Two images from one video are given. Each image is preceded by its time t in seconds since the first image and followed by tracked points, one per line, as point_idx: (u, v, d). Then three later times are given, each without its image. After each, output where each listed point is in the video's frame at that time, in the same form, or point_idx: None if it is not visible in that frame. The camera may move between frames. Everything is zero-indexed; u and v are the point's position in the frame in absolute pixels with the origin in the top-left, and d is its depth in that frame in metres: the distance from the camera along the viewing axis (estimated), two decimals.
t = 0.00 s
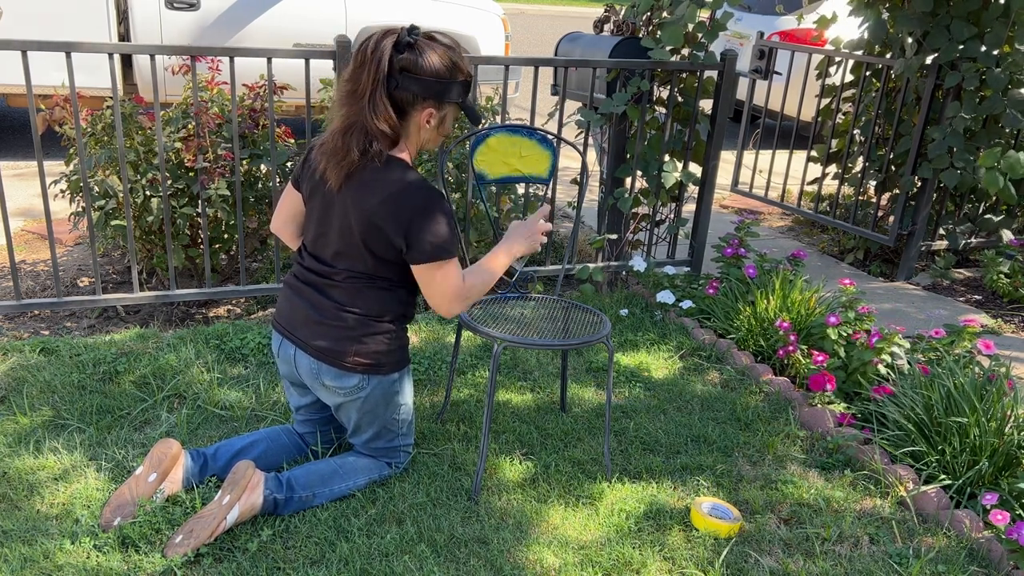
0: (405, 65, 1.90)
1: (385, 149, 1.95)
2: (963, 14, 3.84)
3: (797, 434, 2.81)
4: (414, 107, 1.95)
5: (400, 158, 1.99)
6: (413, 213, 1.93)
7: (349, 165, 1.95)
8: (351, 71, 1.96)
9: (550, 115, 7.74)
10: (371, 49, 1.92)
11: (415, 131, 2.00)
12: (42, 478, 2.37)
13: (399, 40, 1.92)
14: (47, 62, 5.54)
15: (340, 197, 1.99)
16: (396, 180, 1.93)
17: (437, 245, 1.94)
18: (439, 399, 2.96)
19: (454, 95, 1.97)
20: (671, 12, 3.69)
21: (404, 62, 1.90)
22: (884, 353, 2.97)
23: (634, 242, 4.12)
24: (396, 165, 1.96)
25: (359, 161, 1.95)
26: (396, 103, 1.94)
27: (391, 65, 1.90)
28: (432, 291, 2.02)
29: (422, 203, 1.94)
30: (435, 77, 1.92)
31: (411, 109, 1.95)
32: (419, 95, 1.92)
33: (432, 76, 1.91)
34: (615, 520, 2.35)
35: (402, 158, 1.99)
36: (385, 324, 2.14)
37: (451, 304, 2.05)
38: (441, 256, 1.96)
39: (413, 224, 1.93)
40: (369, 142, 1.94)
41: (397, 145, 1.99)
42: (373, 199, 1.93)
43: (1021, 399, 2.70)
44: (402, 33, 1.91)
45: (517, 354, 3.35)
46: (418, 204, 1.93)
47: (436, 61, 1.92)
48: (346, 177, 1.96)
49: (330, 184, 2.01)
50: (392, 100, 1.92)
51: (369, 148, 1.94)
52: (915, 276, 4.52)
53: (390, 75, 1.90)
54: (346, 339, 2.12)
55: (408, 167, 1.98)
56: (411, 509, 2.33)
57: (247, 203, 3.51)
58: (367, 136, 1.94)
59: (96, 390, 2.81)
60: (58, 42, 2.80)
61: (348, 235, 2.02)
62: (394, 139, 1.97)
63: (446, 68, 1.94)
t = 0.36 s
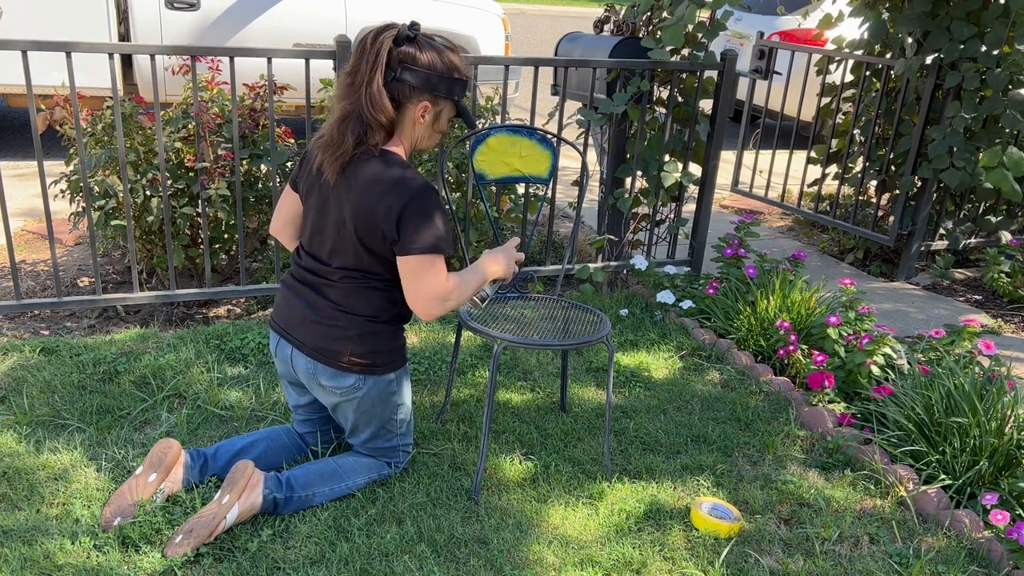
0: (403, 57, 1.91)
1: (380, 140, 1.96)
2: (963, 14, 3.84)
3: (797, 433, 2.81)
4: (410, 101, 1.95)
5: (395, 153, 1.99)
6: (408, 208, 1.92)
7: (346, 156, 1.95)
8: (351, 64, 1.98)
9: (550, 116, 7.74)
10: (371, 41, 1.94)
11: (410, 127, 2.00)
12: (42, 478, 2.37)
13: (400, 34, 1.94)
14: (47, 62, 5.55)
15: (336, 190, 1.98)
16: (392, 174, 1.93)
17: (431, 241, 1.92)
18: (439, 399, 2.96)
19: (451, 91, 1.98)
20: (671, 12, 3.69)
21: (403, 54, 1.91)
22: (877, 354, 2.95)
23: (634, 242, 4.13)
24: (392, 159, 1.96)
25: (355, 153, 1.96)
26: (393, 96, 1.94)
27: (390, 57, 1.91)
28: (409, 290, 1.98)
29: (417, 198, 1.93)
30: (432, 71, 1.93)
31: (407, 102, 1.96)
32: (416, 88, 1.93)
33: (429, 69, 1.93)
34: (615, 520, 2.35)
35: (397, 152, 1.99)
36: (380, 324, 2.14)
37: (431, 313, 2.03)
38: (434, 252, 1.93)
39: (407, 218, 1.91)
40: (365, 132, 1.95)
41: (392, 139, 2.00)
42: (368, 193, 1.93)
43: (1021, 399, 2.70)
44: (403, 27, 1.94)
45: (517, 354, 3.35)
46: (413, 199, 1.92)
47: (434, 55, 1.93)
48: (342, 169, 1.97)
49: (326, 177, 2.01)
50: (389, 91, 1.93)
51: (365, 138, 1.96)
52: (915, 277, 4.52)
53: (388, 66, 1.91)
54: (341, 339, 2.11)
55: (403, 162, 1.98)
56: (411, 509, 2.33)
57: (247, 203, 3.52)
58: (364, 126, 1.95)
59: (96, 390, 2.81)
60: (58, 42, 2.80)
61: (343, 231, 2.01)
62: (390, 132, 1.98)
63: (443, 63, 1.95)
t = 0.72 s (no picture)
0: (404, 57, 1.91)
1: (382, 140, 1.96)
2: (963, 14, 3.84)
3: (797, 434, 2.82)
4: (410, 100, 1.95)
5: (396, 152, 1.99)
6: (413, 206, 1.93)
7: (347, 156, 1.95)
8: (351, 64, 1.98)
9: (550, 116, 7.74)
10: (371, 41, 1.94)
11: (411, 126, 2.00)
12: (42, 478, 2.37)
13: (400, 34, 1.94)
14: (47, 62, 5.55)
15: (338, 190, 1.98)
16: (395, 173, 1.94)
17: (436, 239, 1.93)
18: (439, 399, 2.96)
19: (451, 91, 1.98)
20: (671, 12, 3.69)
21: (403, 54, 1.91)
22: (884, 354, 2.95)
23: (634, 242, 4.13)
24: (395, 159, 1.96)
25: (357, 153, 1.96)
26: (394, 96, 1.94)
27: (391, 57, 1.91)
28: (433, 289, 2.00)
29: (421, 197, 1.94)
30: (432, 70, 1.93)
31: (407, 102, 1.96)
32: (416, 87, 1.93)
33: (430, 69, 1.93)
34: (615, 520, 2.35)
35: (398, 152, 1.99)
36: (381, 324, 2.14)
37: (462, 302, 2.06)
38: (441, 249, 1.95)
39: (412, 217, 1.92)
40: (366, 132, 1.95)
41: (392, 139, 1.99)
42: (372, 193, 1.93)
43: (1021, 399, 2.70)
44: (403, 27, 1.94)
45: (517, 354, 3.35)
46: (418, 198, 1.93)
47: (434, 55, 1.94)
48: (343, 169, 1.97)
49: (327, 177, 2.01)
50: (389, 90, 1.93)
51: (366, 137, 1.96)
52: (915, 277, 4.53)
53: (388, 66, 1.91)
54: (342, 339, 2.11)
55: (404, 161, 1.98)
56: (411, 509, 2.33)
57: (247, 203, 3.52)
58: (365, 126, 1.95)
59: (96, 390, 2.81)
60: (58, 42, 2.80)
61: (345, 231, 2.01)
62: (391, 132, 1.98)
63: (443, 63, 1.95)
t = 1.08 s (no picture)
0: (404, 56, 1.92)
1: (382, 139, 1.96)
2: (963, 14, 3.84)
3: (797, 434, 2.82)
4: (410, 99, 1.95)
5: (396, 151, 1.98)
6: (415, 205, 1.93)
7: (347, 156, 1.95)
8: (352, 64, 1.98)
9: (550, 116, 7.75)
10: (371, 41, 1.94)
11: (411, 126, 1.99)
12: (42, 478, 2.37)
13: (400, 34, 1.94)
14: (47, 62, 5.55)
15: (339, 190, 1.98)
16: (395, 173, 1.94)
17: (438, 237, 1.94)
18: (439, 399, 2.96)
19: (451, 90, 1.98)
20: (671, 12, 3.69)
21: (403, 53, 1.92)
22: (880, 354, 2.95)
23: (634, 242, 4.12)
24: (396, 158, 1.96)
25: (357, 152, 1.96)
26: (394, 95, 1.94)
27: (391, 56, 1.91)
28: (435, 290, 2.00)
29: (422, 196, 1.94)
30: (432, 69, 1.93)
31: (407, 101, 1.96)
32: (415, 86, 1.93)
33: (430, 68, 1.93)
34: (615, 520, 2.35)
35: (398, 151, 1.99)
36: (382, 324, 2.14)
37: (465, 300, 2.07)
38: (443, 248, 1.95)
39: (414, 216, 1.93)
40: (366, 130, 1.95)
41: (392, 138, 1.99)
42: (373, 193, 1.93)
43: (1021, 399, 2.69)
44: (403, 27, 1.94)
45: (517, 354, 3.35)
46: (419, 197, 1.93)
47: (433, 54, 1.94)
48: (344, 168, 1.96)
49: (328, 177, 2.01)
50: (389, 89, 1.93)
51: (366, 136, 1.96)
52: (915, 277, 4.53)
53: (388, 65, 1.91)
54: (343, 339, 2.11)
55: (405, 160, 1.98)
56: (411, 509, 2.33)
57: (248, 203, 3.51)
58: (365, 125, 1.95)
59: (96, 390, 2.81)
60: (58, 42, 2.80)
61: (346, 230, 2.01)
62: (391, 131, 1.97)
63: (443, 63, 1.95)
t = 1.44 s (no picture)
0: (401, 54, 1.92)
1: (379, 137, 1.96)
2: (963, 14, 3.84)
3: (797, 434, 2.82)
4: (407, 98, 1.95)
5: (393, 150, 1.98)
6: (413, 204, 1.93)
7: (344, 154, 1.95)
8: (349, 63, 1.98)
9: (550, 116, 7.75)
10: (369, 39, 1.94)
11: (408, 124, 1.99)
12: (42, 478, 2.37)
13: (397, 32, 1.94)
14: (47, 62, 5.54)
15: (337, 188, 1.98)
16: (393, 171, 1.94)
17: (436, 235, 1.94)
18: (439, 399, 2.96)
19: (450, 88, 1.98)
20: (671, 12, 3.69)
21: (400, 52, 1.92)
22: (879, 354, 2.95)
23: (634, 242, 4.13)
24: (394, 156, 1.96)
25: (354, 150, 1.96)
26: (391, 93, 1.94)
27: (389, 54, 1.91)
28: (427, 290, 1.99)
29: (421, 194, 1.94)
30: (429, 67, 1.93)
31: (405, 99, 1.96)
32: (412, 84, 1.93)
33: (428, 66, 1.93)
34: (615, 520, 2.35)
35: (395, 149, 1.99)
36: (381, 323, 2.14)
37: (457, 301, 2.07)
38: (440, 246, 1.95)
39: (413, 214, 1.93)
40: (364, 129, 1.95)
41: (390, 136, 1.99)
42: (372, 191, 1.93)
43: (1021, 399, 2.69)
44: (400, 26, 1.94)
45: (517, 354, 3.35)
46: (418, 196, 1.93)
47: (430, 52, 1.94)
48: (342, 166, 1.96)
49: (326, 175, 2.01)
50: (387, 87, 1.93)
51: (364, 134, 1.96)
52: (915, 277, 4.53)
53: (387, 64, 1.91)
54: (342, 338, 2.11)
55: (403, 158, 1.98)
56: (411, 509, 2.33)
57: (248, 203, 3.51)
58: (363, 123, 1.95)
59: (96, 390, 2.81)
60: (58, 42, 2.80)
61: (344, 229, 2.00)
62: (388, 129, 1.97)
63: (441, 61, 1.95)
